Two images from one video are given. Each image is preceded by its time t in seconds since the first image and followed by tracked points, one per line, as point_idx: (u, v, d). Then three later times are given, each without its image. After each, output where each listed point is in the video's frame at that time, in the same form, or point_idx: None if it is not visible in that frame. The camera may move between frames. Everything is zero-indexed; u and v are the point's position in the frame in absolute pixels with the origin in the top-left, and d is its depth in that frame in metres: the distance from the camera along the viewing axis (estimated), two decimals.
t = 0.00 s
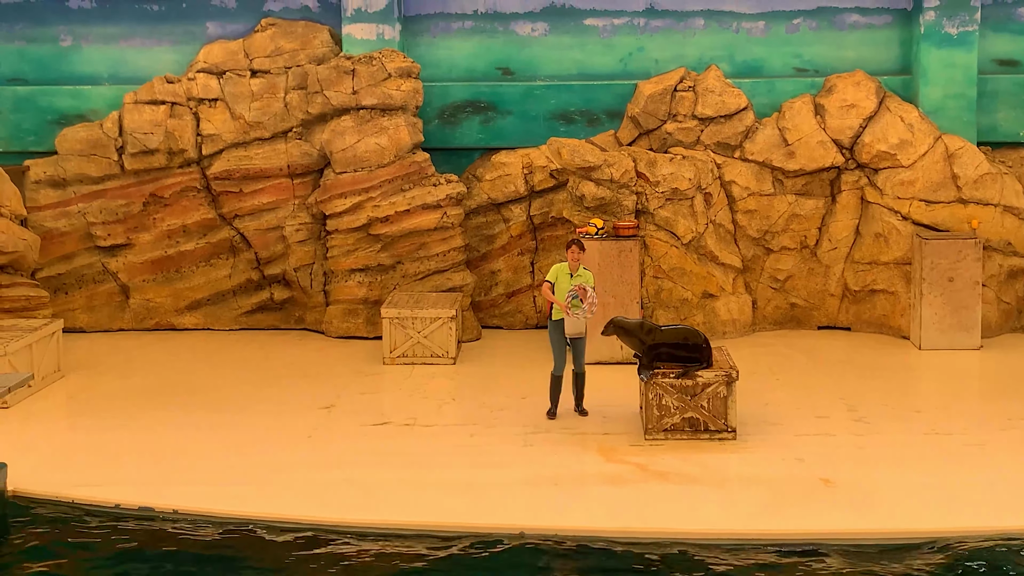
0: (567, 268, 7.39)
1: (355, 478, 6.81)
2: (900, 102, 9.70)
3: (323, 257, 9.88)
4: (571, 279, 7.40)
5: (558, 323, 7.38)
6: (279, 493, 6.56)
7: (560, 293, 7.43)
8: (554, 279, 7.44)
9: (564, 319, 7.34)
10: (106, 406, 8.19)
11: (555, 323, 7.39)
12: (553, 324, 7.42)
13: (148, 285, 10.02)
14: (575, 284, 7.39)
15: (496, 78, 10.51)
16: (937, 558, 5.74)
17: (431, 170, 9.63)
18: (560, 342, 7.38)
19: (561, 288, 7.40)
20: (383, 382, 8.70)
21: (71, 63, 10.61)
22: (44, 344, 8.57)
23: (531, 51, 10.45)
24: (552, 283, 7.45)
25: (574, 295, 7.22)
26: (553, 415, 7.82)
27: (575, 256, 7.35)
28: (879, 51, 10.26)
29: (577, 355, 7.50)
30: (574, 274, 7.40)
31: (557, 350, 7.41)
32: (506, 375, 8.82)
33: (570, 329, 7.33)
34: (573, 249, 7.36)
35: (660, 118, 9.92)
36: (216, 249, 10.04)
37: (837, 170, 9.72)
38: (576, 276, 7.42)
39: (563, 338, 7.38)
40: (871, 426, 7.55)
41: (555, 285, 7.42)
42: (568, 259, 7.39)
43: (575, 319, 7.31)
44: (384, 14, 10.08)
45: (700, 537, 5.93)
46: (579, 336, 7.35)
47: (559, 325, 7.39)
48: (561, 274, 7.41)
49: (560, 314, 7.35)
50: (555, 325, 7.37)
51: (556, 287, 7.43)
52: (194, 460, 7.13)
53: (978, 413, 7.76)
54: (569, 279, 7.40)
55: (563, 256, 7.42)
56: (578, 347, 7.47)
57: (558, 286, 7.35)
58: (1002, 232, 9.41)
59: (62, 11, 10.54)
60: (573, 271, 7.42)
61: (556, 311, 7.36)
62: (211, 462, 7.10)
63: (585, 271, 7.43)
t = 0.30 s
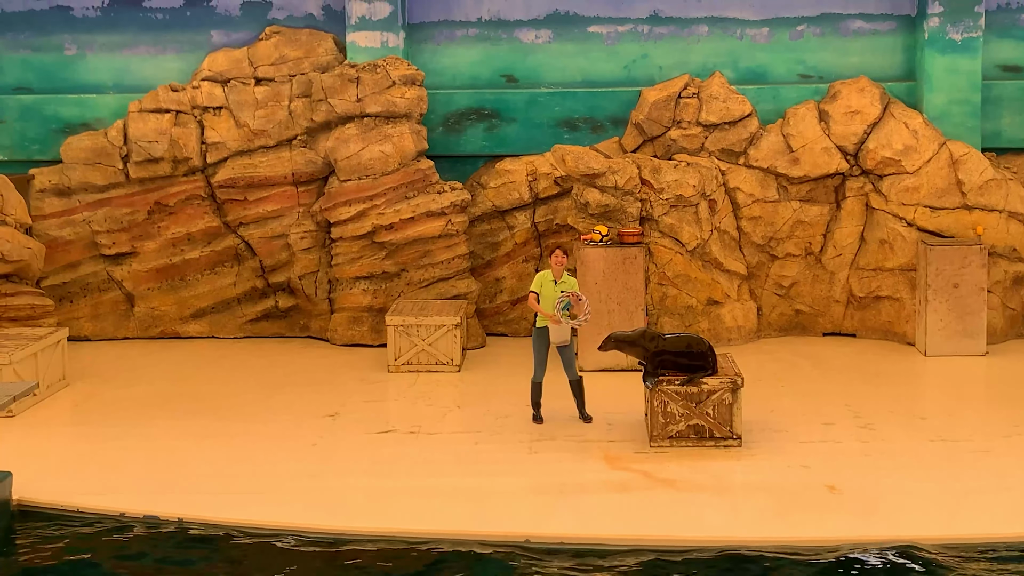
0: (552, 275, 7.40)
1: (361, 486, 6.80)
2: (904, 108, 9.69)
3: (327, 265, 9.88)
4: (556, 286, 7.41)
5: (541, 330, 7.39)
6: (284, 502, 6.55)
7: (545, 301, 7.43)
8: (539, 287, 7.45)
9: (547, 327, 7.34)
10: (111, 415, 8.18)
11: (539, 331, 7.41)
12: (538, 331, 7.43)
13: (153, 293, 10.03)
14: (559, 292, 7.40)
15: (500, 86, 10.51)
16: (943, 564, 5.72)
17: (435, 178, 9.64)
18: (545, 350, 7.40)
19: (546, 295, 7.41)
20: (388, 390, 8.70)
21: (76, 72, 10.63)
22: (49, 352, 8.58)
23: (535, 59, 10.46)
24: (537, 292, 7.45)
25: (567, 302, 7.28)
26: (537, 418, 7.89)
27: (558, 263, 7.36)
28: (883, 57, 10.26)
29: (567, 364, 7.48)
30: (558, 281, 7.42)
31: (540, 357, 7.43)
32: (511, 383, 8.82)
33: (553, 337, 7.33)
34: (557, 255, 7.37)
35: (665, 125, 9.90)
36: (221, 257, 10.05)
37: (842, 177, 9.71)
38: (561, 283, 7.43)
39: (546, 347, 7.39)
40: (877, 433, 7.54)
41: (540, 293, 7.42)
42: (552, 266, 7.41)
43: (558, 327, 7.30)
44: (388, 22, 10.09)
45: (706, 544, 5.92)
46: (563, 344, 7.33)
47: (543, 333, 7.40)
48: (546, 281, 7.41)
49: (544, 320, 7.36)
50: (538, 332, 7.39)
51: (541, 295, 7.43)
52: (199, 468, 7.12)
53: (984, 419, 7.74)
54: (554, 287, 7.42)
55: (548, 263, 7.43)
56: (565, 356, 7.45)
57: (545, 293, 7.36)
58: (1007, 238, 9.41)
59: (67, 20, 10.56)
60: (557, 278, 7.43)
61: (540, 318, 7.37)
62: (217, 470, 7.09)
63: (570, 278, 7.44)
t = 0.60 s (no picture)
0: (544, 274, 7.40)
1: (367, 487, 6.80)
2: (911, 107, 9.67)
3: (334, 266, 9.88)
4: (549, 286, 7.41)
5: (537, 330, 7.38)
6: (290, 503, 6.55)
7: (539, 303, 7.39)
8: (533, 290, 7.42)
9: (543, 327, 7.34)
10: (118, 417, 8.20)
11: (536, 331, 7.40)
12: (534, 332, 7.43)
13: (160, 295, 10.05)
14: (554, 290, 7.39)
15: (506, 86, 10.52)
16: (951, 563, 5.70)
17: (441, 179, 9.66)
18: (541, 349, 7.41)
19: (540, 296, 7.39)
20: (394, 391, 8.70)
21: (82, 75, 10.65)
22: (56, 354, 8.60)
23: (541, 59, 10.46)
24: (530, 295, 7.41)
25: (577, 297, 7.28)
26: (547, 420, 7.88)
27: (551, 262, 7.37)
28: (889, 56, 10.24)
29: (560, 363, 7.52)
30: (550, 281, 7.42)
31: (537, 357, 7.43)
32: (517, 383, 8.82)
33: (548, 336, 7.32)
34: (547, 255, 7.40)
35: (671, 125, 9.90)
36: (227, 258, 10.07)
37: (848, 176, 9.71)
38: (553, 282, 7.42)
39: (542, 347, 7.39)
40: (885, 432, 7.52)
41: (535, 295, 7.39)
42: (544, 266, 7.42)
43: (554, 326, 7.31)
44: (393, 23, 10.10)
45: (712, 544, 5.90)
46: (558, 343, 7.31)
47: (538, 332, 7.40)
48: (539, 282, 7.40)
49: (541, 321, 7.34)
50: (534, 332, 7.39)
51: (536, 297, 7.39)
52: (206, 470, 7.13)
53: (993, 418, 7.72)
54: (547, 286, 7.41)
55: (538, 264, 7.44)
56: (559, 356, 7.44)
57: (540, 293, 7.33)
58: (1015, 236, 9.38)
59: (72, 23, 10.59)
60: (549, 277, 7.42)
61: (536, 319, 7.36)
62: (223, 471, 7.10)
63: (561, 276, 7.44)
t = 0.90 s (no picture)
0: (549, 269, 7.38)
1: (377, 481, 6.80)
2: (918, 97, 9.64)
3: (342, 260, 9.89)
4: (555, 280, 7.37)
5: (545, 327, 7.39)
6: (299, 497, 6.55)
7: (546, 298, 7.36)
8: (539, 286, 7.38)
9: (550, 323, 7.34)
10: (127, 412, 8.22)
11: (542, 328, 7.41)
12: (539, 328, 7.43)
13: (168, 290, 10.07)
14: (559, 284, 7.35)
15: (512, 80, 10.52)
16: (961, 556, 5.69)
17: (448, 173, 9.64)
18: (548, 345, 7.40)
19: (546, 291, 7.36)
20: (403, 385, 8.71)
21: (89, 71, 10.67)
22: (65, 350, 8.61)
23: (547, 52, 10.45)
24: (536, 290, 7.39)
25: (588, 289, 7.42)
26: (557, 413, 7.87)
27: (555, 256, 7.35)
28: (897, 47, 10.21)
29: (564, 359, 7.53)
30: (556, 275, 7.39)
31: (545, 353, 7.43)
32: (525, 377, 8.82)
33: (555, 332, 7.33)
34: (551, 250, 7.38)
35: (678, 117, 9.91)
36: (235, 254, 10.07)
37: (856, 167, 9.67)
38: (559, 277, 7.38)
39: (549, 343, 7.41)
40: (894, 424, 7.51)
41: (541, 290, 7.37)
42: (548, 261, 7.39)
43: (561, 322, 7.34)
44: (400, 18, 10.10)
45: (721, 538, 5.90)
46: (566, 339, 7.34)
47: (545, 329, 7.41)
48: (544, 277, 7.37)
49: (548, 317, 7.35)
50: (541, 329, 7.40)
51: (542, 293, 7.36)
52: (215, 464, 7.14)
53: (1003, 410, 7.69)
54: (553, 280, 7.37)
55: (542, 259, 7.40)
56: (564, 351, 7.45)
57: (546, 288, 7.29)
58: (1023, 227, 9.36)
59: (79, 19, 10.60)
60: (554, 272, 7.39)
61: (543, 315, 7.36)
62: (233, 466, 7.11)
63: (565, 270, 7.41)
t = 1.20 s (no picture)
0: (560, 263, 7.38)
1: (384, 472, 6.81)
2: (923, 86, 9.62)
3: (347, 253, 9.90)
4: (564, 274, 7.39)
5: (552, 321, 7.38)
6: (306, 489, 6.56)
7: (553, 291, 7.36)
8: (548, 279, 7.36)
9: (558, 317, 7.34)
10: (134, 405, 8.23)
11: (550, 322, 7.41)
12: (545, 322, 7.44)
13: (174, 283, 10.07)
14: (570, 279, 7.39)
15: (516, 71, 10.51)
16: (968, 543, 5.69)
17: (453, 164, 9.66)
18: (555, 339, 7.41)
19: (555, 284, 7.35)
20: (409, 377, 8.72)
21: (93, 65, 10.67)
22: (72, 343, 8.63)
23: (551, 43, 10.44)
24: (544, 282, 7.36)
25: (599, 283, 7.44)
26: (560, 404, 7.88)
27: (568, 251, 7.36)
28: (901, 36, 10.19)
29: (573, 354, 7.48)
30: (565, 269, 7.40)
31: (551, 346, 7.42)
32: (530, 368, 8.83)
33: (563, 326, 7.34)
34: (565, 245, 7.38)
35: (682, 108, 9.88)
36: (241, 247, 10.08)
37: (861, 156, 9.68)
38: (568, 271, 7.41)
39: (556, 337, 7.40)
40: (900, 413, 7.51)
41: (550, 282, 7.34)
42: (559, 255, 7.40)
43: (569, 317, 7.33)
44: (403, 9, 10.09)
45: (728, 527, 5.90)
46: (573, 333, 7.34)
47: (552, 323, 7.41)
48: (555, 271, 7.36)
49: (555, 311, 7.33)
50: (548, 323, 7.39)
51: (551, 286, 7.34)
52: (222, 457, 7.16)
53: (1010, 398, 7.70)
54: (562, 275, 7.39)
55: (552, 253, 7.40)
56: (571, 345, 7.45)
57: (557, 282, 7.29)
58: None
59: (83, 13, 10.60)
60: (563, 266, 7.42)
61: (551, 309, 7.35)
62: (239, 458, 7.13)
63: (572, 265, 7.47)
